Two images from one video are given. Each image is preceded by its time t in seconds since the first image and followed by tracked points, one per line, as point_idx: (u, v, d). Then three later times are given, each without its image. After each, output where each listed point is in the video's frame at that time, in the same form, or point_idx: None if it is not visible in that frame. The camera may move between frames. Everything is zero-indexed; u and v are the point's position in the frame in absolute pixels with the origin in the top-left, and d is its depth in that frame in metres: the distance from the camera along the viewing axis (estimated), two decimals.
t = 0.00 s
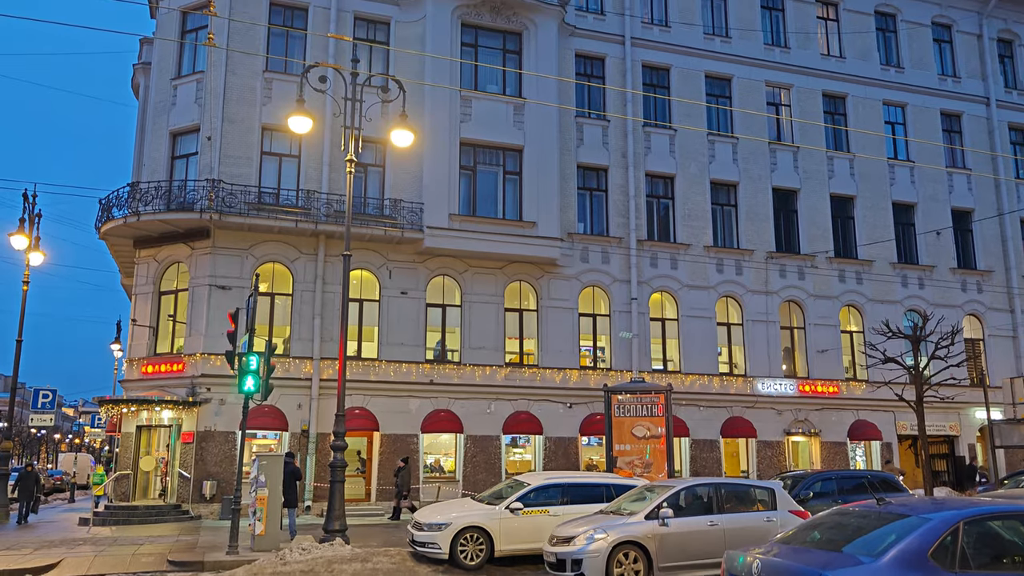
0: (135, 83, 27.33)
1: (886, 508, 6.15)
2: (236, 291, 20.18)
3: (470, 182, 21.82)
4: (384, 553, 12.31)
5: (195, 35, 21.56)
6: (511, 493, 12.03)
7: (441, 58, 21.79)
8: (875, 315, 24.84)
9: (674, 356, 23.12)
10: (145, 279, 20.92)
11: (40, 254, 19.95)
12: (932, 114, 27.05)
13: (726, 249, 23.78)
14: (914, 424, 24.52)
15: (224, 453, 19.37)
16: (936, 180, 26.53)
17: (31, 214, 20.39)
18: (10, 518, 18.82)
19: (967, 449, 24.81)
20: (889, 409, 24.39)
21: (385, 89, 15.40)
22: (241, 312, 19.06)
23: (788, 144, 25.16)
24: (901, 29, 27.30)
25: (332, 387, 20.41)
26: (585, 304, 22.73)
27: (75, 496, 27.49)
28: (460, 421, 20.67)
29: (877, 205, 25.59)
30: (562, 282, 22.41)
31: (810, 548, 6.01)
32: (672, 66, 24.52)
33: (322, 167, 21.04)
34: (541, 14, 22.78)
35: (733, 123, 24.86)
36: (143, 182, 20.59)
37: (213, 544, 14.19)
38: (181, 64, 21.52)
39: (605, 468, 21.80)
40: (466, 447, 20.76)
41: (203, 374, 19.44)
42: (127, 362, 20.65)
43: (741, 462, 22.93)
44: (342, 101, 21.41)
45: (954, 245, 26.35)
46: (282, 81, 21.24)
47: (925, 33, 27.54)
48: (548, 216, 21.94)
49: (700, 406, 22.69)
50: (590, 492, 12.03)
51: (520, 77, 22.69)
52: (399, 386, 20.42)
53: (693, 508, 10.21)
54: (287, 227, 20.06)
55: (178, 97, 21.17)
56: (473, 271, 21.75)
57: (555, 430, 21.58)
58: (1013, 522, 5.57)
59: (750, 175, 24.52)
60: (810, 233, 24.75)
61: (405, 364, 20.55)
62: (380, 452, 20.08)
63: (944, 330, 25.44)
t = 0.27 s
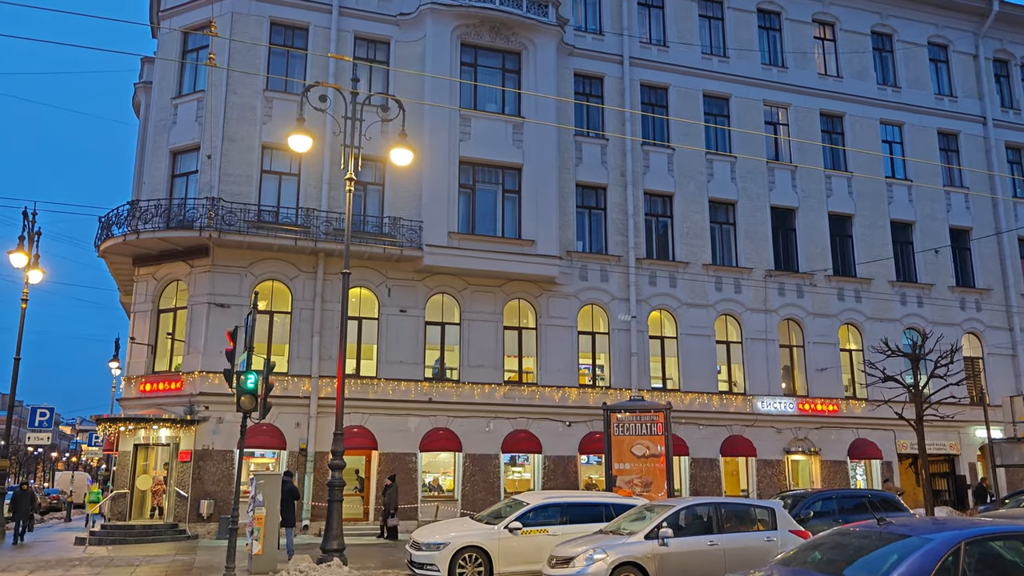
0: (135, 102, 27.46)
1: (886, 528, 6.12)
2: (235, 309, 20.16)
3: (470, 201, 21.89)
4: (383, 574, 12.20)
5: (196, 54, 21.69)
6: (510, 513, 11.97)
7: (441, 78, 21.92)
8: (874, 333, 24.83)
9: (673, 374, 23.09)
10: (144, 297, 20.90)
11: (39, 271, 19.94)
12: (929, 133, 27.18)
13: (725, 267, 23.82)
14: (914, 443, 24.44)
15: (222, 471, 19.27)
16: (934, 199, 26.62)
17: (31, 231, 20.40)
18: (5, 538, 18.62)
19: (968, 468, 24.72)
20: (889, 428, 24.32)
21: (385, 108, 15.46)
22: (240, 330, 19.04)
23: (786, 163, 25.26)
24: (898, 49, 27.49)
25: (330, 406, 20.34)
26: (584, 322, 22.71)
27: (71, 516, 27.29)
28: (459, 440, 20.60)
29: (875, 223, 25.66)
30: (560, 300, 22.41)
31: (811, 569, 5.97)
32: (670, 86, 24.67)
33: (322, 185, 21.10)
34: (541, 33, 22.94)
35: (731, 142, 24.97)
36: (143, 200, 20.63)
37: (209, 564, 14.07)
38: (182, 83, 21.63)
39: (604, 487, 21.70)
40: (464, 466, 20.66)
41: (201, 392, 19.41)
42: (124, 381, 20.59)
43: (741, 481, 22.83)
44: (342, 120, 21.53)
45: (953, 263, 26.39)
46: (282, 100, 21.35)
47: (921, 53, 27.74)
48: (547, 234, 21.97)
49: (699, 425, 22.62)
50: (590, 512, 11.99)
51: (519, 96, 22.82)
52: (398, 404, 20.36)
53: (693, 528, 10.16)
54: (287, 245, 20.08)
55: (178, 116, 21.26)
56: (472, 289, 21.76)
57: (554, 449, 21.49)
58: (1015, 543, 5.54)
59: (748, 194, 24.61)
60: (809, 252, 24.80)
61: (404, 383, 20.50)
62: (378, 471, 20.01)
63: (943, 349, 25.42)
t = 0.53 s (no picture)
0: (136, 121, 27.58)
1: (886, 549, 6.07)
2: (233, 327, 20.13)
3: (468, 219, 21.93)
4: None
5: (196, 74, 21.80)
6: (508, 533, 11.88)
7: (440, 98, 22.04)
8: (873, 351, 24.81)
9: (672, 392, 23.04)
10: (142, 314, 20.86)
11: (37, 289, 19.92)
12: (926, 152, 27.31)
13: (724, 285, 23.84)
14: (914, 461, 24.36)
15: (219, 490, 19.16)
16: (931, 218, 26.69)
17: (30, 249, 20.40)
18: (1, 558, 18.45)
19: (968, 487, 24.63)
20: (889, 446, 24.25)
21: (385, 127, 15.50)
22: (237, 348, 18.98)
23: (784, 182, 25.36)
24: (894, 68, 27.68)
25: (328, 424, 20.26)
26: (583, 340, 22.68)
27: (67, 536, 27.10)
28: (457, 458, 20.51)
29: (873, 241, 25.71)
30: (559, 318, 22.40)
31: None
32: (668, 104, 24.80)
33: (321, 204, 21.16)
34: (540, 53, 23.09)
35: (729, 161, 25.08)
36: (142, 218, 20.66)
37: None
38: (182, 102, 21.74)
39: (603, 506, 21.59)
40: (462, 485, 20.57)
41: (198, 411, 19.33)
42: (122, 399, 20.52)
43: (741, 500, 22.73)
44: (342, 139, 21.62)
45: (951, 282, 26.42)
46: (282, 119, 21.45)
47: (917, 73, 27.92)
48: (546, 252, 22.00)
49: (698, 443, 22.54)
50: (589, 531, 11.91)
51: (517, 116, 22.94)
52: (396, 423, 20.29)
53: (693, 547, 10.10)
54: (285, 263, 20.09)
55: (178, 134, 21.34)
56: (471, 307, 21.75)
57: (553, 468, 21.41)
58: (1016, 564, 5.49)
59: (746, 212, 24.67)
60: (807, 270, 24.83)
61: (402, 401, 20.45)
62: (376, 490, 19.92)
63: (942, 367, 25.40)
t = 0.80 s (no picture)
0: (136, 138, 27.66)
1: (887, 571, 6.00)
2: (231, 344, 20.09)
3: (467, 237, 21.96)
4: None
5: (196, 92, 21.90)
6: (506, 553, 11.79)
7: (439, 116, 22.14)
8: (872, 369, 24.78)
9: (672, 410, 22.97)
10: (140, 332, 20.82)
11: (36, 307, 19.89)
12: (923, 171, 27.42)
13: (722, 303, 23.85)
14: (915, 480, 24.27)
15: (216, 509, 19.05)
16: (929, 236, 26.75)
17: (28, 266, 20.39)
18: None
19: (968, 506, 24.53)
20: (889, 464, 24.17)
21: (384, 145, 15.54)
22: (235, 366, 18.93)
23: (782, 200, 25.43)
24: (891, 87, 27.84)
25: (326, 442, 20.18)
26: (582, 357, 22.65)
27: (63, 555, 26.89)
28: (456, 477, 20.42)
29: (871, 259, 25.76)
30: (558, 336, 22.39)
31: None
32: (666, 123, 24.92)
33: (320, 221, 21.20)
34: (538, 72, 23.23)
35: (727, 180, 25.16)
36: (141, 235, 20.68)
37: None
38: (182, 119, 21.82)
39: (602, 524, 21.49)
40: (461, 503, 20.48)
41: (196, 429, 19.24)
42: (119, 417, 20.45)
43: (740, 518, 22.63)
44: (341, 157, 21.70)
45: (949, 300, 26.43)
46: (281, 137, 21.53)
47: (913, 92, 28.09)
48: (544, 270, 22.01)
49: (698, 461, 22.45)
50: (588, 551, 11.83)
51: (516, 134, 23.04)
52: (394, 441, 20.22)
53: (693, 568, 10.04)
54: (284, 280, 20.09)
55: (178, 152, 21.41)
56: (470, 324, 21.73)
57: (552, 486, 21.31)
58: None
59: (745, 230, 24.73)
60: (806, 287, 24.85)
61: (400, 419, 20.38)
62: (374, 508, 19.79)
63: (942, 385, 25.37)
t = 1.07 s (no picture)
0: (136, 156, 27.75)
1: None
2: (229, 362, 20.05)
3: (466, 254, 21.99)
4: None
5: (196, 110, 22.00)
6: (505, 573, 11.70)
7: (438, 135, 22.24)
8: (871, 388, 24.75)
9: (671, 429, 22.90)
10: (138, 349, 20.79)
11: (34, 324, 19.86)
12: (921, 189, 27.52)
13: (721, 321, 23.85)
14: (915, 499, 24.17)
15: (213, 528, 18.95)
16: (927, 254, 26.81)
17: (27, 283, 20.37)
18: None
19: (969, 525, 24.42)
20: (889, 483, 24.08)
21: (383, 163, 15.58)
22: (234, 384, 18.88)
23: (780, 218, 25.49)
24: (888, 106, 28.02)
25: (323, 460, 20.10)
26: (580, 375, 22.61)
27: None
28: (454, 495, 20.33)
29: (869, 277, 25.79)
30: (557, 354, 22.36)
31: None
32: (664, 141, 25.04)
33: (319, 239, 21.23)
34: (537, 90, 23.35)
35: (725, 199, 25.24)
36: (140, 253, 20.69)
37: None
38: (182, 137, 21.90)
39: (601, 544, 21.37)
40: (459, 522, 20.37)
41: (193, 447, 19.16)
42: (116, 435, 20.36)
43: (740, 538, 22.51)
44: (341, 175, 21.77)
45: (948, 318, 26.44)
46: (281, 154, 21.60)
47: (910, 111, 28.26)
48: (543, 287, 22.02)
49: (697, 480, 22.36)
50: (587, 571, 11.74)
51: (515, 153, 23.13)
52: (392, 459, 20.13)
53: None
54: (283, 297, 20.09)
55: (178, 170, 21.47)
56: (468, 342, 21.71)
57: (550, 505, 21.21)
58: None
59: (743, 248, 24.78)
60: (804, 305, 24.87)
61: (398, 437, 20.30)
62: (371, 528, 19.65)
63: (941, 404, 25.34)
